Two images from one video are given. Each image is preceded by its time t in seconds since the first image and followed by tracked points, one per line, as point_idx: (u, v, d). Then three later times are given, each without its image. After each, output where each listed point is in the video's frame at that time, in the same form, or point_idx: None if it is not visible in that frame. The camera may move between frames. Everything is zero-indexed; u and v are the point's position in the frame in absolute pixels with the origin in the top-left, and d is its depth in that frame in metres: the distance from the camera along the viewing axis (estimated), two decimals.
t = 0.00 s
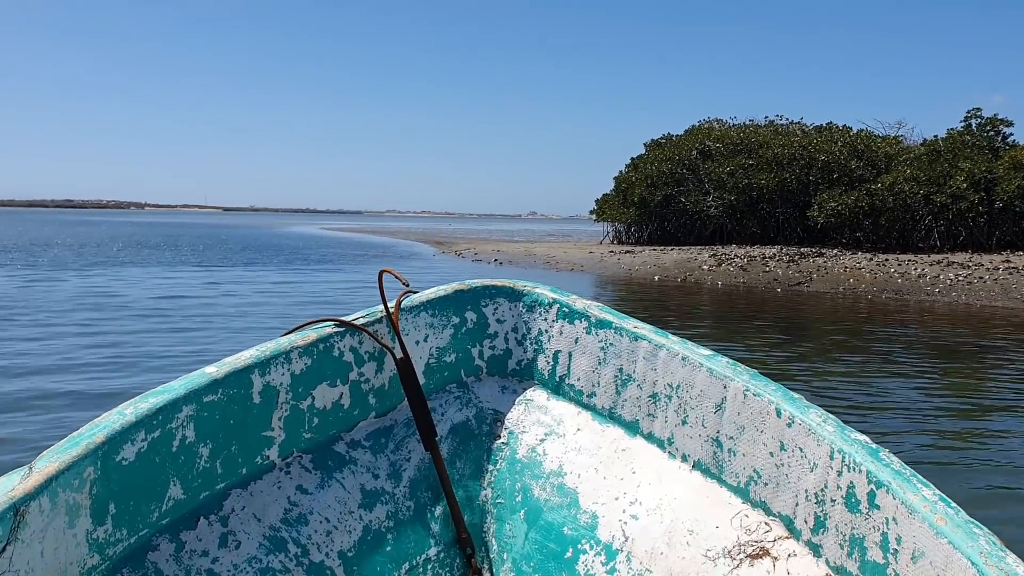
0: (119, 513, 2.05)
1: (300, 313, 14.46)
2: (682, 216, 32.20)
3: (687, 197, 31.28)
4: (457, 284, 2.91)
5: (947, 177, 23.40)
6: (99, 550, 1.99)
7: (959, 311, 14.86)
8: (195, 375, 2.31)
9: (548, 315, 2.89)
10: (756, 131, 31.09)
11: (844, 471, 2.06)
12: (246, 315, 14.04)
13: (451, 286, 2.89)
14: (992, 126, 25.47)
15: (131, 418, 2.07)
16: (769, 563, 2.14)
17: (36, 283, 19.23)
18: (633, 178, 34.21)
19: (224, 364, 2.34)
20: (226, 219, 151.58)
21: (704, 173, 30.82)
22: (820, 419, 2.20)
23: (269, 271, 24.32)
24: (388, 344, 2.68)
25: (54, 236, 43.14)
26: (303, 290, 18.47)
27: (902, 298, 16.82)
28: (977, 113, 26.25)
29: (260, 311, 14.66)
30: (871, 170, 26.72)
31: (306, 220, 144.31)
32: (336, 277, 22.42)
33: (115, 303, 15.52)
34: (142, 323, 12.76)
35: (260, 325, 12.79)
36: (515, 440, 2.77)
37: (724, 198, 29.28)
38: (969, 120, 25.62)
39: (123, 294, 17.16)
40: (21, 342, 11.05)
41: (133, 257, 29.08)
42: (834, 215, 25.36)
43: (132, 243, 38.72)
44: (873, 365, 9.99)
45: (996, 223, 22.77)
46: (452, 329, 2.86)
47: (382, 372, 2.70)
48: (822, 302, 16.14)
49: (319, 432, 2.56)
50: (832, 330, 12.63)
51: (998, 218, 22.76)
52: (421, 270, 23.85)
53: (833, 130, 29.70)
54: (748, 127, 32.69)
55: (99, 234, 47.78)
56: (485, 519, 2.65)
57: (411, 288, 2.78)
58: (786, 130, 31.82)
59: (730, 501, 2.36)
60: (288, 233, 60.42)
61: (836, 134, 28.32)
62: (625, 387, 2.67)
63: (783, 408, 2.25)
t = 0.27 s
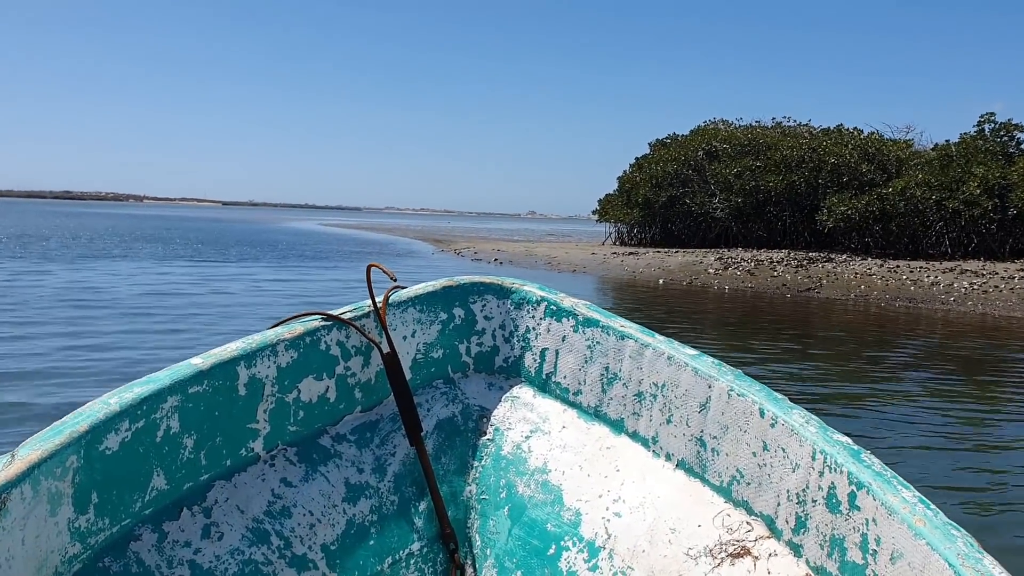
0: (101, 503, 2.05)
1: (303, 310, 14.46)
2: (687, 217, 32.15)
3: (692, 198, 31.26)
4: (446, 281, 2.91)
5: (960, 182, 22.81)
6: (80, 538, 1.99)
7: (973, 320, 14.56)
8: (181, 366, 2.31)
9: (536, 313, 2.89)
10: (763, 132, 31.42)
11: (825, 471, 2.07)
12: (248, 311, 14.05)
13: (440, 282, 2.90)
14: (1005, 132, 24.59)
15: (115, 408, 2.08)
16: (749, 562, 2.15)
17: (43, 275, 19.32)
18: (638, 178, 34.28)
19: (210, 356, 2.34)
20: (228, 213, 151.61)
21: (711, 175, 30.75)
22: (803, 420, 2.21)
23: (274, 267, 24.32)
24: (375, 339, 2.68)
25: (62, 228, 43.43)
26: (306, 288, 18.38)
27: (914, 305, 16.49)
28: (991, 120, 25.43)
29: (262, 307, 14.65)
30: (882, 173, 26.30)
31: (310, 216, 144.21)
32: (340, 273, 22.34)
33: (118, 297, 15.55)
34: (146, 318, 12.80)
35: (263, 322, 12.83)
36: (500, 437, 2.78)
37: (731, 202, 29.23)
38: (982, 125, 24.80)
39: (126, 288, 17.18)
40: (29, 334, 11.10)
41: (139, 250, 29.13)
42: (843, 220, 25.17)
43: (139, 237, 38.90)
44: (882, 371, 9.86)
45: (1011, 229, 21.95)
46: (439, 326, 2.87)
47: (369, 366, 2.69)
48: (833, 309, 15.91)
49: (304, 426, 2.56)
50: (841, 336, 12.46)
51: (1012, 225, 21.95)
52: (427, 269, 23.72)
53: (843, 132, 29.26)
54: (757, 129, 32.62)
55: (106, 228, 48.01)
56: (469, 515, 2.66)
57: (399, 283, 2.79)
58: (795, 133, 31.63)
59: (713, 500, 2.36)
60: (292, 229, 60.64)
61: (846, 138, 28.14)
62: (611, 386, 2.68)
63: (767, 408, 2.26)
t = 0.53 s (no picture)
0: (80, 500, 2.05)
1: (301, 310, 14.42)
2: (688, 218, 32.10)
3: (694, 200, 31.23)
4: (430, 280, 2.92)
5: (969, 185, 22.82)
6: (58, 536, 1.99)
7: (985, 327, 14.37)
8: (162, 364, 2.31)
9: (519, 313, 2.90)
10: (766, 133, 31.47)
11: (802, 471, 2.08)
12: (247, 313, 14.01)
13: (423, 281, 2.90)
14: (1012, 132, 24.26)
15: (95, 405, 2.07)
16: (726, 562, 2.16)
17: (41, 274, 19.28)
18: (639, 179, 34.27)
19: (191, 353, 2.34)
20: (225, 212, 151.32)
21: (713, 177, 30.67)
22: (780, 421, 2.23)
23: (274, 267, 24.24)
24: (357, 337, 2.69)
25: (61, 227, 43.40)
26: (305, 288, 18.28)
27: (925, 311, 16.37)
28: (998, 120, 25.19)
29: (260, 308, 14.60)
30: (889, 176, 26.28)
31: (307, 216, 143.99)
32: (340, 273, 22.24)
33: (115, 298, 15.49)
34: (143, 319, 12.76)
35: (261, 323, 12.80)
36: (482, 436, 2.79)
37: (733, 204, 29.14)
38: (990, 126, 24.58)
39: (123, 288, 17.12)
40: (27, 334, 11.08)
41: (137, 250, 29.05)
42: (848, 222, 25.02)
43: (138, 236, 38.84)
44: (887, 374, 9.75)
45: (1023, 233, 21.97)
46: (422, 325, 2.87)
47: (351, 364, 2.70)
48: (840, 314, 15.70)
49: (285, 424, 2.56)
50: (844, 340, 12.41)
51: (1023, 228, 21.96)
52: (427, 270, 23.60)
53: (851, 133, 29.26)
54: (759, 130, 32.57)
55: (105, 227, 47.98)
56: (450, 514, 2.67)
57: (382, 282, 2.79)
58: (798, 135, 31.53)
59: (692, 500, 2.38)
60: (291, 229, 60.49)
61: (851, 139, 28.09)
62: (593, 386, 2.69)
63: (745, 409, 2.27)
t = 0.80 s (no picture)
0: (64, 504, 2.05)
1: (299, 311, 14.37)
2: (688, 219, 32.03)
3: (694, 202, 31.17)
4: (416, 284, 2.93)
5: (978, 189, 22.78)
6: (42, 540, 1.99)
7: (992, 334, 14.28)
8: (147, 368, 2.31)
9: (505, 318, 2.91)
10: (769, 134, 31.39)
11: (784, 478, 2.09)
12: (244, 313, 13.97)
13: (410, 285, 2.91)
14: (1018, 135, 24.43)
15: (79, 409, 2.07)
16: (708, 567, 2.17)
17: (38, 274, 19.19)
18: (638, 180, 34.20)
19: (177, 357, 2.35)
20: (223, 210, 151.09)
21: (715, 179, 30.60)
22: (763, 427, 2.24)
23: (272, 267, 24.17)
24: (343, 342, 2.69)
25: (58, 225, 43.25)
26: (303, 289, 18.23)
27: (936, 318, 16.28)
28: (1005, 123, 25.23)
29: (258, 309, 14.55)
30: (894, 178, 26.23)
31: (304, 215, 143.82)
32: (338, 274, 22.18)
33: (112, 298, 15.44)
34: (140, 320, 12.71)
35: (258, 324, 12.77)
36: (467, 441, 2.80)
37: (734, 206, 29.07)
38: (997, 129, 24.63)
39: (121, 288, 17.06)
40: (23, 335, 11.01)
41: (134, 249, 28.94)
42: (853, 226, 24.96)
43: (136, 236, 38.72)
44: (889, 381, 9.71)
45: None
46: (408, 329, 2.88)
47: (336, 369, 2.71)
48: (849, 320, 15.57)
49: (270, 428, 2.57)
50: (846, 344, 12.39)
51: None
52: (427, 271, 23.54)
53: (855, 134, 29.16)
54: (761, 131, 32.52)
55: (102, 225, 47.81)
56: (435, 518, 2.68)
57: (369, 286, 2.80)
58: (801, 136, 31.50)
59: (675, 506, 2.39)
60: (288, 228, 60.35)
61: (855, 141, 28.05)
62: (578, 391, 2.70)
63: (728, 416, 2.28)
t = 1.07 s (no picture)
0: (52, 498, 2.05)
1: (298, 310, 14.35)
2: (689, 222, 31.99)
3: (695, 204, 31.15)
4: (406, 282, 2.93)
5: (987, 194, 22.74)
6: (30, 534, 1.99)
7: (998, 342, 14.24)
8: (137, 363, 2.31)
9: (495, 316, 2.92)
10: (772, 137, 31.39)
11: (771, 478, 2.10)
12: (244, 312, 13.95)
13: (400, 283, 2.91)
14: None
15: (68, 403, 2.07)
16: (694, 566, 2.17)
17: (38, 270, 19.16)
18: (639, 181, 34.16)
19: (167, 352, 2.35)
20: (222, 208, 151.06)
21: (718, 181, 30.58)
22: (750, 427, 2.24)
23: (271, 267, 24.14)
24: (333, 338, 2.70)
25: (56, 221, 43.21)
26: (304, 290, 18.22)
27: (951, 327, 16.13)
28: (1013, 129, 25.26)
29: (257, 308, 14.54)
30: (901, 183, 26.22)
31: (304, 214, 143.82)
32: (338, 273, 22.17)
33: (112, 296, 15.40)
34: (139, 318, 12.69)
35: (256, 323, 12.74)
36: (456, 439, 2.80)
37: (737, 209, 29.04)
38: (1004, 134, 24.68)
39: (120, 286, 17.03)
40: (22, 333, 10.95)
41: (133, 247, 28.90)
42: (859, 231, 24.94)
43: (137, 233, 38.70)
44: (891, 386, 9.70)
45: None
46: (398, 327, 2.88)
47: (326, 366, 2.71)
48: (859, 328, 15.45)
49: (259, 424, 2.57)
50: (850, 351, 12.34)
51: None
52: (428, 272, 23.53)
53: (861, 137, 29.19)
54: (764, 133, 32.52)
55: (102, 222, 47.75)
56: (423, 516, 2.68)
57: (359, 283, 2.80)
58: (805, 139, 31.51)
59: (663, 504, 2.39)
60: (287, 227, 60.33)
61: (861, 145, 28.05)
62: (567, 390, 2.70)
63: (716, 415, 2.28)
